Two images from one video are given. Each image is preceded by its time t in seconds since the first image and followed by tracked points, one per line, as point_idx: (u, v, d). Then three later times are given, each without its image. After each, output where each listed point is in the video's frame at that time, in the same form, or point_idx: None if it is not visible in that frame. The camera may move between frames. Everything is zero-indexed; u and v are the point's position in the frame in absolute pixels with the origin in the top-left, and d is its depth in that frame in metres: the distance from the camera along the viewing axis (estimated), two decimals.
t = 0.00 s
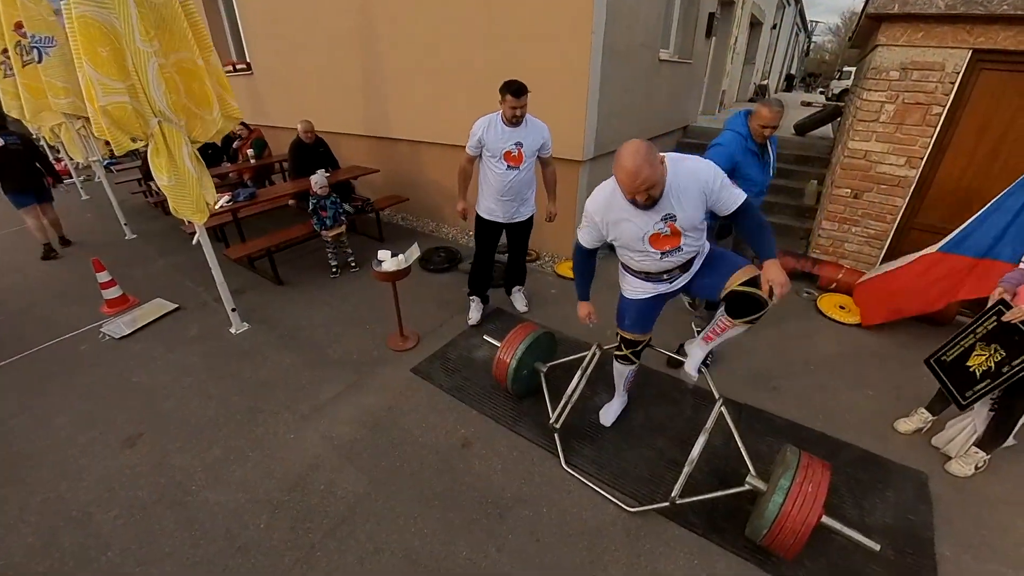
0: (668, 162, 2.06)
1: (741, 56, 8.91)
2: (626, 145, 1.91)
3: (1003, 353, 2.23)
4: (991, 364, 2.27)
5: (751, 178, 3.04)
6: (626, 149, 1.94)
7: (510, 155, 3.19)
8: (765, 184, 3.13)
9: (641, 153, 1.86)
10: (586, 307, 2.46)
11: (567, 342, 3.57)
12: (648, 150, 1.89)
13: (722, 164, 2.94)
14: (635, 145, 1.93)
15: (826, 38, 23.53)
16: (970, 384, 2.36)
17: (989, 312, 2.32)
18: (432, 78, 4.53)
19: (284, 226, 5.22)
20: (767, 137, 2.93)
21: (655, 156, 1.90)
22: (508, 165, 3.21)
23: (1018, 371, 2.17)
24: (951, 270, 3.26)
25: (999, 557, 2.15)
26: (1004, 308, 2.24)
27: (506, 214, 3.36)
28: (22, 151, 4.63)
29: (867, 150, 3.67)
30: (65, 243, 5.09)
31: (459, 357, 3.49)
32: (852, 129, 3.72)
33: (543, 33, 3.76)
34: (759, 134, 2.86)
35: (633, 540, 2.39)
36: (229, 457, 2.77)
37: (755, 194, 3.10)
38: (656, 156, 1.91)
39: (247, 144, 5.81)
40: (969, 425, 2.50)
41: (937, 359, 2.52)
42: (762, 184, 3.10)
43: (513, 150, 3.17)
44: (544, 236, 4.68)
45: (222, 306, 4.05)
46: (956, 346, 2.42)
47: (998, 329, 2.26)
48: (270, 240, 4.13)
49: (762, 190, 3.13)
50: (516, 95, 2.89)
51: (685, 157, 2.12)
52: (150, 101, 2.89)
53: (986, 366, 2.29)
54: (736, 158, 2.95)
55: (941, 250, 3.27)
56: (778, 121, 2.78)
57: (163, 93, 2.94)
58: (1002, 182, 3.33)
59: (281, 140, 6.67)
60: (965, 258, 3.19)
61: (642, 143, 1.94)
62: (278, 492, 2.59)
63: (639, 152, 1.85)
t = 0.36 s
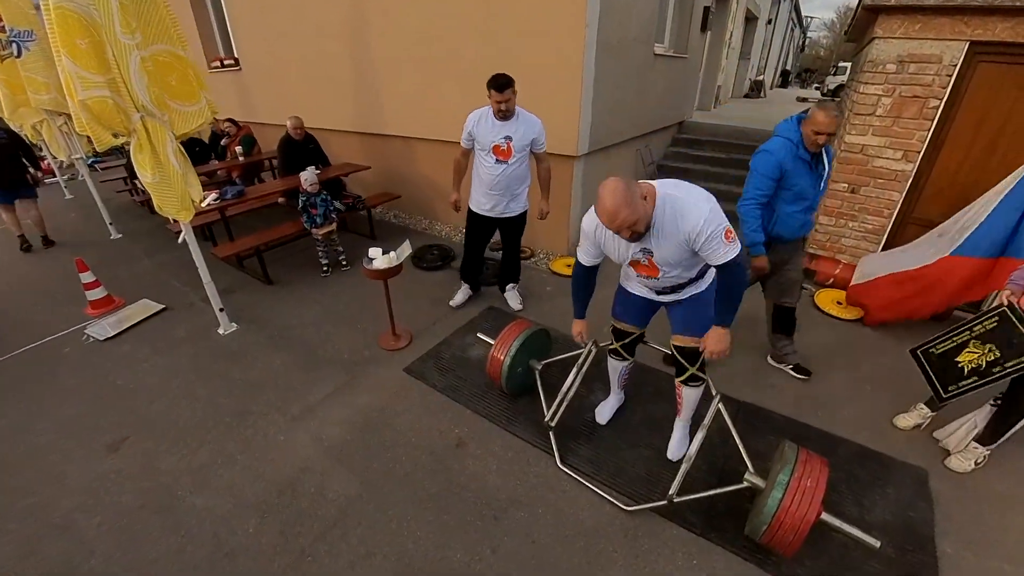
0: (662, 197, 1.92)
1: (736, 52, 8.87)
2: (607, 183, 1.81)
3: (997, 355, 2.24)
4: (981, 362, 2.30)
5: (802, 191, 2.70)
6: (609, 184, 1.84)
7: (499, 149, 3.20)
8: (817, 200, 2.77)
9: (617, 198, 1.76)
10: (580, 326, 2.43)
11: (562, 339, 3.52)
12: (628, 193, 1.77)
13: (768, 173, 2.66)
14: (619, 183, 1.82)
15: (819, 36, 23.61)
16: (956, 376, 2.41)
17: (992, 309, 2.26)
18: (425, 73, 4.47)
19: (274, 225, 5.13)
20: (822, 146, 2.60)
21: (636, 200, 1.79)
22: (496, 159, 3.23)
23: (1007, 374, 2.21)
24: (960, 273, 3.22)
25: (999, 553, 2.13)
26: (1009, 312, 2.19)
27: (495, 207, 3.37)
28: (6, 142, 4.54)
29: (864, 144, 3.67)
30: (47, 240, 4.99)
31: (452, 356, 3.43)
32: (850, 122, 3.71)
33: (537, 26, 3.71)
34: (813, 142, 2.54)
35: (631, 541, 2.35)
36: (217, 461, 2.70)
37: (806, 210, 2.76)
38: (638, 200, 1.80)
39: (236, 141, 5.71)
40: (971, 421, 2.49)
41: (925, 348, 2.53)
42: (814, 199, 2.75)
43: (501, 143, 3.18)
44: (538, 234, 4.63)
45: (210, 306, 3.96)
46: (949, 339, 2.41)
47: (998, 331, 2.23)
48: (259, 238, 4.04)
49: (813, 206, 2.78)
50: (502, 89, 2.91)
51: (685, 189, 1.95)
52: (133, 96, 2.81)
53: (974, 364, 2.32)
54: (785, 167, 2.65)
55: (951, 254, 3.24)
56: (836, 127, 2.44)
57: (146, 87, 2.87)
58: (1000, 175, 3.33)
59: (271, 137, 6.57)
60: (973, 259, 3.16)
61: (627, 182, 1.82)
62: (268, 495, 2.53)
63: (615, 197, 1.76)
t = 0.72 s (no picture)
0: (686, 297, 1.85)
1: (731, 48, 8.85)
2: (634, 286, 1.71)
3: (981, 355, 2.30)
4: (969, 361, 2.35)
5: (849, 201, 2.31)
6: (637, 283, 1.73)
7: (469, 146, 3.26)
8: (872, 214, 2.36)
9: (638, 309, 1.69)
10: (576, 346, 2.40)
11: (559, 338, 3.50)
12: (651, 306, 1.71)
13: (808, 177, 2.31)
14: (647, 288, 1.72)
15: (811, 33, 23.70)
16: (949, 374, 2.46)
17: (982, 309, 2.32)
18: (419, 70, 4.42)
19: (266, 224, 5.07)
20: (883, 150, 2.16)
21: (656, 311, 1.73)
22: (468, 156, 3.29)
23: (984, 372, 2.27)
24: (980, 274, 3.24)
25: (995, 546, 2.15)
26: (996, 313, 2.24)
27: (471, 201, 3.44)
28: None
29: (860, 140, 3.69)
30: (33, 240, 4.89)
31: (449, 356, 3.40)
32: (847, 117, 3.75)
33: (531, 22, 3.67)
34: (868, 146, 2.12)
35: (631, 539, 2.34)
36: (210, 464, 2.66)
37: (856, 223, 2.35)
38: (658, 312, 1.74)
39: (227, 140, 5.63)
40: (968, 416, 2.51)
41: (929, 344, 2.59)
42: (867, 211, 2.34)
43: (470, 140, 3.23)
44: (534, 231, 4.60)
45: (201, 307, 3.90)
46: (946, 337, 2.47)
47: (984, 331, 2.29)
48: (251, 237, 3.98)
49: (866, 218, 2.37)
50: (465, 87, 2.95)
51: (710, 294, 1.88)
52: (121, 93, 2.76)
53: (964, 362, 2.38)
54: (829, 172, 2.28)
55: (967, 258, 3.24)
56: (897, 131, 2.01)
57: (135, 84, 2.82)
58: (996, 170, 3.34)
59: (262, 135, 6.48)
60: (987, 259, 3.19)
61: (656, 291, 1.72)
62: (263, 498, 2.49)
63: (635, 310, 1.69)
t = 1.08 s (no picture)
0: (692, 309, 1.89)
1: (727, 43, 8.84)
2: (644, 306, 1.72)
3: (957, 347, 2.35)
4: (948, 351, 2.39)
5: (879, 223, 2.14)
6: (647, 302, 1.75)
7: (433, 141, 3.26)
8: (908, 238, 2.15)
9: (650, 327, 1.72)
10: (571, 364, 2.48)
11: (556, 337, 3.49)
12: (662, 322, 1.74)
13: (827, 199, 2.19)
14: (656, 306, 1.74)
15: (804, 27, 23.72)
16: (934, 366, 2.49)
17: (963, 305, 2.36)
18: (411, 67, 4.38)
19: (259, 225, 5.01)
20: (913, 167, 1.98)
21: (666, 326, 1.76)
22: (434, 151, 3.30)
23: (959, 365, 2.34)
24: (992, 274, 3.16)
25: (989, 541, 2.18)
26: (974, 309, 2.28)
27: (440, 196, 3.45)
28: None
29: (855, 137, 3.71)
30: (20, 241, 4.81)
31: (445, 356, 3.38)
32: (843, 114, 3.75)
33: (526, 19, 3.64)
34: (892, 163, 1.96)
35: (630, 538, 2.34)
36: (205, 467, 2.63)
37: (889, 248, 2.17)
38: (668, 326, 1.77)
39: (217, 139, 5.56)
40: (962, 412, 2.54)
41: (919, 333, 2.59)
42: (902, 235, 2.14)
43: (433, 135, 3.24)
44: (530, 230, 4.59)
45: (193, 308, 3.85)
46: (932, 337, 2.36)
47: (964, 324, 2.33)
48: (243, 238, 3.93)
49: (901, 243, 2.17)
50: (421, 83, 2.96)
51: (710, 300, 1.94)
52: (111, 92, 2.72)
53: (944, 351, 2.41)
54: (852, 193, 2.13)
55: (979, 261, 3.19)
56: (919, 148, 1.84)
57: (125, 83, 2.77)
58: (988, 166, 3.45)
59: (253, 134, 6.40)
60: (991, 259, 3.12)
61: (664, 307, 1.75)
62: (259, 501, 2.47)
63: (648, 329, 1.71)
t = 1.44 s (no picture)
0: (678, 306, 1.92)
1: (721, 39, 8.85)
2: (627, 306, 1.77)
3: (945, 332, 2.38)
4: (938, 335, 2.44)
5: (896, 242, 2.03)
6: (630, 302, 1.79)
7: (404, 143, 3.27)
8: (929, 268, 1.97)
9: (633, 327, 1.76)
10: (575, 356, 2.54)
11: (553, 335, 3.47)
12: (645, 322, 1.77)
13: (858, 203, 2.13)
14: (638, 306, 1.78)
15: (797, 24, 23.81)
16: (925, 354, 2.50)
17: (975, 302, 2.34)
18: (404, 65, 4.33)
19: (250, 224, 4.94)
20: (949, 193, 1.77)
21: (650, 325, 1.80)
22: (406, 151, 3.32)
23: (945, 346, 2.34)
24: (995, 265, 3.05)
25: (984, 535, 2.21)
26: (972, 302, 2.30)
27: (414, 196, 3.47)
28: None
29: (851, 133, 3.73)
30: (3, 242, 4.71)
31: (441, 356, 3.35)
32: (838, 111, 3.76)
33: (521, 15, 3.61)
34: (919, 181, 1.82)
35: (629, 537, 2.33)
36: (199, 471, 2.59)
37: (904, 272, 2.04)
38: (653, 325, 1.81)
39: (207, 137, 5.48)
40: (957, 407, 2.58)
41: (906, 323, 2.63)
42: (921, 261, 1.98)
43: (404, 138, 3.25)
44: (526, 227, 4.55)
45: (184, 310, 3.79)
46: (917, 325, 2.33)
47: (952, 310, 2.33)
48: (235, 238, 3.87)
49: (921, 271, 2.00)
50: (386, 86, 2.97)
51: (696, 297, 1.97)
52: (97, 90, 2.67)
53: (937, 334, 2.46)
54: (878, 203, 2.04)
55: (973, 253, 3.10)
56: (938, 169, 1.69)
57: (112, 80, 2.72)
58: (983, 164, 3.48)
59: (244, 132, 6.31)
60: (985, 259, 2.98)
61: (646, 307, 1.79)
62: (254, 505, 2.44)
63: (629, 331, 1.76)
